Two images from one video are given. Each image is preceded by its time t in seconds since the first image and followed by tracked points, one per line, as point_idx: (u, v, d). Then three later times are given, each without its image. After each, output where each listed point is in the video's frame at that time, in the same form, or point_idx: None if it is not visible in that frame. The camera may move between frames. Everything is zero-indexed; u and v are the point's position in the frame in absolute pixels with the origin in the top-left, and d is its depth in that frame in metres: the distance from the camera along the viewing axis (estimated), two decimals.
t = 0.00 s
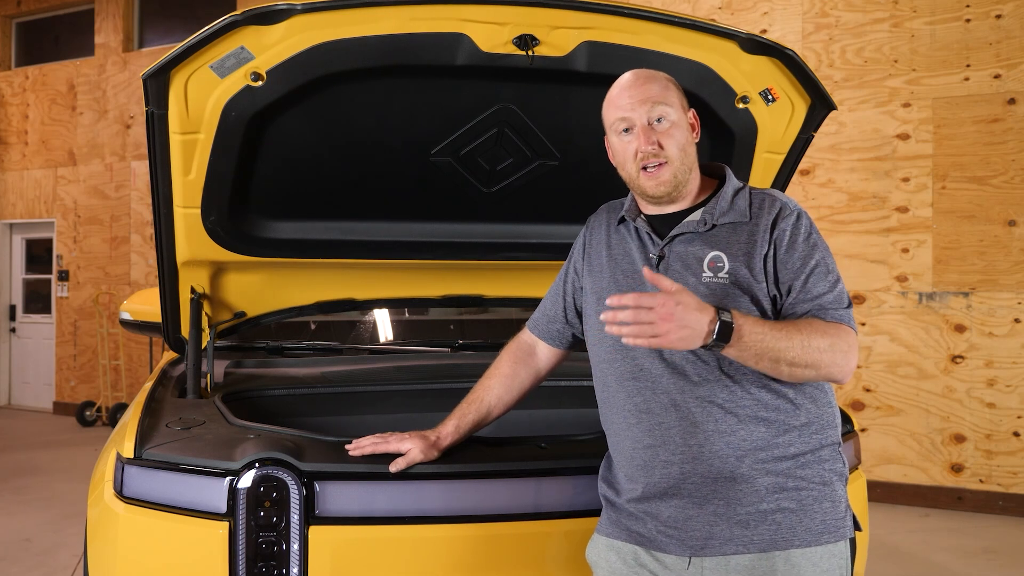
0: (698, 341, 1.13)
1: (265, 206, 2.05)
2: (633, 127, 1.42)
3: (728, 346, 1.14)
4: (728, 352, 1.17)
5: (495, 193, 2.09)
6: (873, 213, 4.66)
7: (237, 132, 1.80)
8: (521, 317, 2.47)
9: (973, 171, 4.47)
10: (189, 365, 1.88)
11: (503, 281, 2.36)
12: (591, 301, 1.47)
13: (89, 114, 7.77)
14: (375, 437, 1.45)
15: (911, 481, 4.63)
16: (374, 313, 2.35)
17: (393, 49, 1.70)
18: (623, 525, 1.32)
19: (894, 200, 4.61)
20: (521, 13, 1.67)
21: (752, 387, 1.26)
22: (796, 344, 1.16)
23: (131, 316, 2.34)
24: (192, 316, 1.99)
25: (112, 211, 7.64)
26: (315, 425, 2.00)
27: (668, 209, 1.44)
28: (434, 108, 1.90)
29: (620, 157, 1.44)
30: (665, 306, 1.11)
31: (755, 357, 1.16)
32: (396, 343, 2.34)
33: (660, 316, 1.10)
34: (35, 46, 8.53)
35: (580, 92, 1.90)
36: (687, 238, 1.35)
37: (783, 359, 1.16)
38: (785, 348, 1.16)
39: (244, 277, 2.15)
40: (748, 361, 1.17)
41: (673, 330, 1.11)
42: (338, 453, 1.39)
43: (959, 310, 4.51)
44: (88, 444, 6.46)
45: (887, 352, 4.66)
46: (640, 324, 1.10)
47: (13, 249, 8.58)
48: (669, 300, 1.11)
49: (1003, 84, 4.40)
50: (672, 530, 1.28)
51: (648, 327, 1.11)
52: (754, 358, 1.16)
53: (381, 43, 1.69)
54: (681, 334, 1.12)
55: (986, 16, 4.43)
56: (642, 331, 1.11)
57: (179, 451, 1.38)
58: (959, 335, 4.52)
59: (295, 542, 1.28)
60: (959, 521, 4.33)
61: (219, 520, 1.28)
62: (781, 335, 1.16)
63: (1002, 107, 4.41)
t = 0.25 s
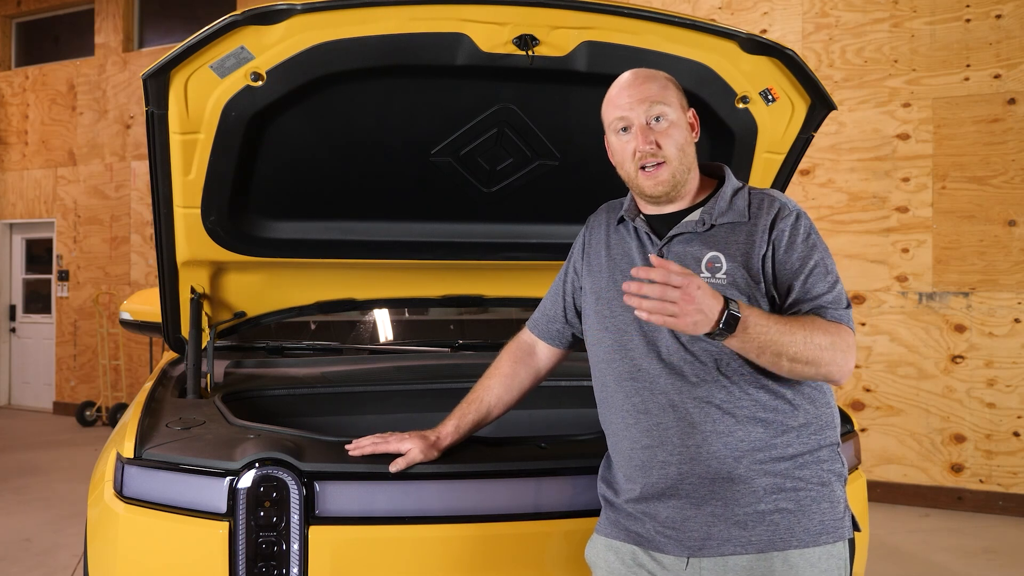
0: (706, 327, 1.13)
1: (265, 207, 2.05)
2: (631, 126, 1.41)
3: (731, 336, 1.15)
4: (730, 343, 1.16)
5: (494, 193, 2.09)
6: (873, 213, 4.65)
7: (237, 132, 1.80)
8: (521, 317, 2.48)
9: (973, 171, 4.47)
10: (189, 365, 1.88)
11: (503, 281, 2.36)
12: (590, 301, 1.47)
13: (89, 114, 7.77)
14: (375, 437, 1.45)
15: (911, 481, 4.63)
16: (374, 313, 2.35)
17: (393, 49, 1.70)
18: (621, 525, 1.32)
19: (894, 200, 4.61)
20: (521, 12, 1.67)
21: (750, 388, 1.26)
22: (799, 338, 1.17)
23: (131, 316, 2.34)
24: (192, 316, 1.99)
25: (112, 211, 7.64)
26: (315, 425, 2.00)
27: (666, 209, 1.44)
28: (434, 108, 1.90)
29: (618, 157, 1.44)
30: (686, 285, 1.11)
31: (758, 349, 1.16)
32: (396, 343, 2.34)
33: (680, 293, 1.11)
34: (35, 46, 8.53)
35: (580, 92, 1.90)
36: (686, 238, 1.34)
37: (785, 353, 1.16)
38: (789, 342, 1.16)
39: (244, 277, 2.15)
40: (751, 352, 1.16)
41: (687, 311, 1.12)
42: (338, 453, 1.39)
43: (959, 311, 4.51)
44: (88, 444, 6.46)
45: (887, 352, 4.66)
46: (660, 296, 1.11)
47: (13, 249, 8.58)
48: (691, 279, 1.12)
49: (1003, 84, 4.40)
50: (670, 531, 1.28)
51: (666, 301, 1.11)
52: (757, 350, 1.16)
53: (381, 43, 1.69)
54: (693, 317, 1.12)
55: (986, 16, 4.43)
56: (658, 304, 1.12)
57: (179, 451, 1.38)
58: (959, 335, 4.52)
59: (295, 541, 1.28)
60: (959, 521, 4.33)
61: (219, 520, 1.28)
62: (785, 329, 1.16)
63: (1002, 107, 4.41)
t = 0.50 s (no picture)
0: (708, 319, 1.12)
1: (265, 207, 2.05)
2: (620, 132, 1.42)
3: (733, 332, 1.14)
4: (730, 339, 1.16)
5: (494, 193, 2.09)
6: (873, 213, 4.65)
7: (237, 132, 1.80)
8: (521, 317, 2.48)
9: (973, 171, 4.47)
10: (189, 365, 1.88)
11: (503, 281, 2.36)
12: (590, 302, 1.47)
13: (89, 114, 7.77)
14: (375, 437, 1.45)
15: (911, 481, 4.63)
16: (374, 313, 2.35)
17: (392, 49, 1.70)
18: (621, 525, 1.32)
19: (894, 200, 4.61)
20: (521, 12, 1.67)
21: (750, 387, 1.26)
22: (801, 334, 1.16)
23: (131, 316, 2.34)
24: (192, 316, 1.99)
25: (112, 211, 7.64)
26: (315, 425, 2.00)
27: (665, 210, 1.44)
28: (434, 108, 1.90)
29: (612, 162, 1.45)
30: (700, 276, 1.10)
31: (759, 345, 1.15)
32: (396, 343, 2.34)
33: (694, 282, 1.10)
34: (35, 46, 8.53)
35: (581, 92, 1.90)
36: (685, 238, 1.34)
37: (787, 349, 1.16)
38: (789, 338, 1.15)
39: (244, 277, 2.15)
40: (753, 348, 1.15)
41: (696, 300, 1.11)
42: (338, 453, 1.39)
43: (959, 310, 4.51)
44: (88, 444, 6.46)
45: (887, 352, 4.66)
46: (674, 280, 1.10)
47: (13, 249, 8.59)
48: (703, 272, 1.11)
49: (1003, 84, 4.40)
50: (670, 530, 1.28)
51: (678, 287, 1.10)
52: (759, 346, 1.15)
53: (381, 43, 1.69)
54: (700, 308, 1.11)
55: (986, 16, 4.43)
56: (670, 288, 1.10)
57: (179, 451, 1.38)
58: (959, 335, 4.52)
59: (295, 542, 1.28)
60: (959, 521, 4.33)
61: (219, 520, 1.28)
62: (786, 324, 1.16)
63: (1002, 107, 4.41)
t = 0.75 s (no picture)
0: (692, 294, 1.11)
1: (266, 207, 2.05)
2: (611, 135, 1.44)
3: (716, 311, 1.12)
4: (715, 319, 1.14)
5: (495, 193, 2.09)
6: (873, 213, 4.65)
7: (237, 132, 1.80)
8: (521, 317, 2.48)
9: (973, 171, 4.47)
10: (189, 365, 1.88)
11: (503, 281, 2.36)
12: (591, 301, 1.47)
13: (89, 115, 7.77)
14: (375, 437, 1.45)
15: (911, 481, 4.63)
16: (374, 313, 2.35)
17: (392, 49, 1.70)
18: (622, 524, 1.32)
19: (894, 200, 4.61)
20: (521, 12, 1.67)
21: (751, 386, 1.25)
22: (787, 317, 1.14)
23: (131, 316, 2.34)
24: (192, 316, 1.99)
25: (112, 211, 7.64)
26: (315, 425, 2.00)
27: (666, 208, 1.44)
28: (434, 107, 1.90)
29: (608, 167, 1.46)
30: (691, 252, 1.10)
31: (744, 326, 1.13)
32: (396, 343, 2.34)
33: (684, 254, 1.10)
34: (35, 46, 8.53)
35: (580, 92, 1.90)
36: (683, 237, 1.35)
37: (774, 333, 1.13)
38: (776, 320, 1.13)
39: (244, 277, 2.15)
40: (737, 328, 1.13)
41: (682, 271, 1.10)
42: (339, 453, 1.39)
43: (959, 310, 4.51)
44: (88, 444, 6.46)
45: (887, 352, 4.66)
46: (666, 242, 1.09)
47: (13, 249, 8.59)
48: (694, 249, 1.11)
49: (1002, 84, 4.41)
50: (671, 530, 1.28)
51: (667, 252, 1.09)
52: (744, 327, 1.13)
53: (381, 43, 1.69)
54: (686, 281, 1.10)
55: (986, 16, 4.43)
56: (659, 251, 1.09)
57: (179, 451, 1.38)
58: (959, 335, 4.52)
59: (295, 542, 1.28)
60: (959, 521, 4.33)
61: (219, 520, 1.28)
62: (772, 306, 1.13)
63: (1002, 107, 4.41)
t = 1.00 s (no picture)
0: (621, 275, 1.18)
1: (266, 206, 2.05)
2: (621, 130, 1.43)
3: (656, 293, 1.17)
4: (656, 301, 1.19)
5: (494, 193, 2.09)
6: (873, 213, 4.65)
7: (237, 132, 1.80)
8: (521, 317, 2.47)
9: (973, 171, 4.47)
10: (189, 365, 1.88)
11: (504, 281, 2.36)
12: (592, 300, 1.47)
13: (89, 115, 7.77)
14: (375, 437, 1.45)
15: (911, 481, 4.63)
16: (374, 313, 2.35)
17: (392, 48, 1.70)
18: (623, 524, 1.32)
19: (894, 200, 4.61)
20: (521, 13, 1.67)
21: (752, 383, 1.25)
22: (732, 302, 1.14)
23: (131, 316, 2.34)
24: (192, 316, 1.99)
25: (112, 211, 7.64)
26: (314, 425, 2.00)
27: (668, 209, 1.44)
28: (434, 107, 1.90)
29: (614, 163, 1.45)
30: (609, 226, 1.18)
31: (685, 308, 1.16)
32: (396, 343, 2.34)
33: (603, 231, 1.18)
34: (35, 46, 8.53)
35: (581, 92, 1.90)
36: (683, 235, 1.35)
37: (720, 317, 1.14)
38: (719, 304, 1.14)
39: (244, 277, 2.15)
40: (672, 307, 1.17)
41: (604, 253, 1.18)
42: (338, 453, 1.39)
43: (959, 310, 4.51)
44: (88, 444, 6.46)
45: (887, 352, 4.66)
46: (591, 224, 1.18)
47: (13, 249, 8.59)
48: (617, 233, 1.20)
49: (1003, 84, 4.40)
50: (671, 529, 1.28)
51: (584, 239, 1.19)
52: (683, 309, 1.16)
53: (381, 43, 1.69)
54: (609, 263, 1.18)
55: (986, 16, 4.43)
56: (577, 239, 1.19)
57: (179, 451, 1.38)
58: (959, 335, 4.52)
59: (295, 542, 1.28)
60: (959, 521, 4.33)
61: (219, 520, 1.28)
62: (714, 300, 1.15)
63: (1002, 107, 4.41)
